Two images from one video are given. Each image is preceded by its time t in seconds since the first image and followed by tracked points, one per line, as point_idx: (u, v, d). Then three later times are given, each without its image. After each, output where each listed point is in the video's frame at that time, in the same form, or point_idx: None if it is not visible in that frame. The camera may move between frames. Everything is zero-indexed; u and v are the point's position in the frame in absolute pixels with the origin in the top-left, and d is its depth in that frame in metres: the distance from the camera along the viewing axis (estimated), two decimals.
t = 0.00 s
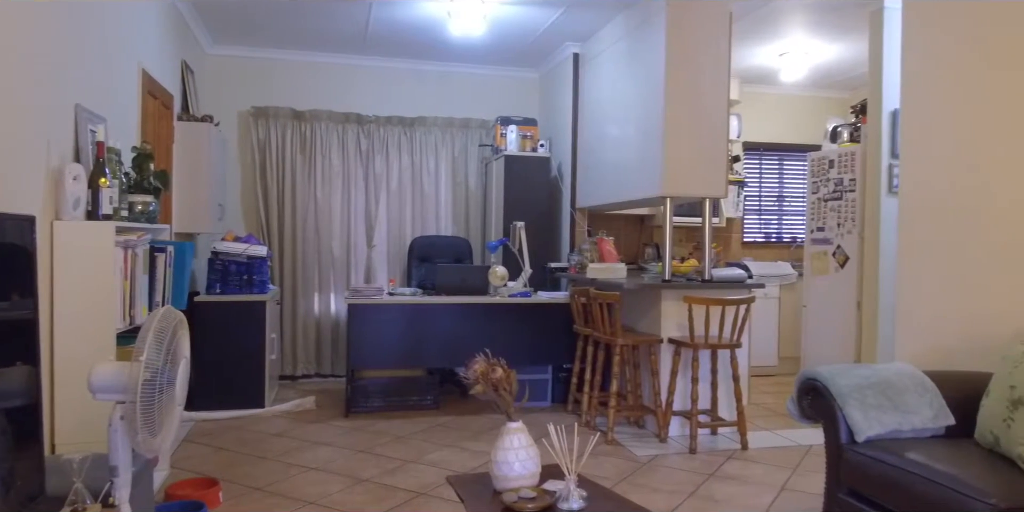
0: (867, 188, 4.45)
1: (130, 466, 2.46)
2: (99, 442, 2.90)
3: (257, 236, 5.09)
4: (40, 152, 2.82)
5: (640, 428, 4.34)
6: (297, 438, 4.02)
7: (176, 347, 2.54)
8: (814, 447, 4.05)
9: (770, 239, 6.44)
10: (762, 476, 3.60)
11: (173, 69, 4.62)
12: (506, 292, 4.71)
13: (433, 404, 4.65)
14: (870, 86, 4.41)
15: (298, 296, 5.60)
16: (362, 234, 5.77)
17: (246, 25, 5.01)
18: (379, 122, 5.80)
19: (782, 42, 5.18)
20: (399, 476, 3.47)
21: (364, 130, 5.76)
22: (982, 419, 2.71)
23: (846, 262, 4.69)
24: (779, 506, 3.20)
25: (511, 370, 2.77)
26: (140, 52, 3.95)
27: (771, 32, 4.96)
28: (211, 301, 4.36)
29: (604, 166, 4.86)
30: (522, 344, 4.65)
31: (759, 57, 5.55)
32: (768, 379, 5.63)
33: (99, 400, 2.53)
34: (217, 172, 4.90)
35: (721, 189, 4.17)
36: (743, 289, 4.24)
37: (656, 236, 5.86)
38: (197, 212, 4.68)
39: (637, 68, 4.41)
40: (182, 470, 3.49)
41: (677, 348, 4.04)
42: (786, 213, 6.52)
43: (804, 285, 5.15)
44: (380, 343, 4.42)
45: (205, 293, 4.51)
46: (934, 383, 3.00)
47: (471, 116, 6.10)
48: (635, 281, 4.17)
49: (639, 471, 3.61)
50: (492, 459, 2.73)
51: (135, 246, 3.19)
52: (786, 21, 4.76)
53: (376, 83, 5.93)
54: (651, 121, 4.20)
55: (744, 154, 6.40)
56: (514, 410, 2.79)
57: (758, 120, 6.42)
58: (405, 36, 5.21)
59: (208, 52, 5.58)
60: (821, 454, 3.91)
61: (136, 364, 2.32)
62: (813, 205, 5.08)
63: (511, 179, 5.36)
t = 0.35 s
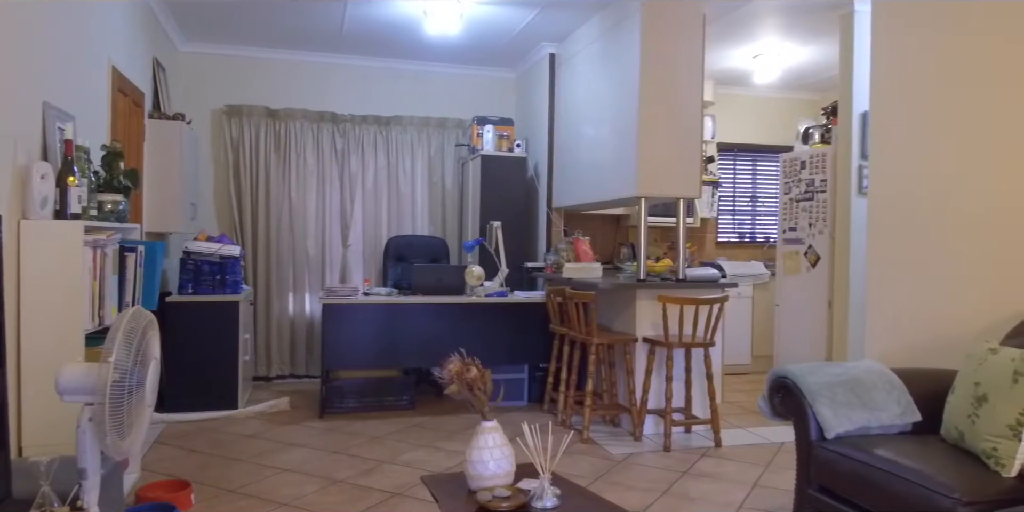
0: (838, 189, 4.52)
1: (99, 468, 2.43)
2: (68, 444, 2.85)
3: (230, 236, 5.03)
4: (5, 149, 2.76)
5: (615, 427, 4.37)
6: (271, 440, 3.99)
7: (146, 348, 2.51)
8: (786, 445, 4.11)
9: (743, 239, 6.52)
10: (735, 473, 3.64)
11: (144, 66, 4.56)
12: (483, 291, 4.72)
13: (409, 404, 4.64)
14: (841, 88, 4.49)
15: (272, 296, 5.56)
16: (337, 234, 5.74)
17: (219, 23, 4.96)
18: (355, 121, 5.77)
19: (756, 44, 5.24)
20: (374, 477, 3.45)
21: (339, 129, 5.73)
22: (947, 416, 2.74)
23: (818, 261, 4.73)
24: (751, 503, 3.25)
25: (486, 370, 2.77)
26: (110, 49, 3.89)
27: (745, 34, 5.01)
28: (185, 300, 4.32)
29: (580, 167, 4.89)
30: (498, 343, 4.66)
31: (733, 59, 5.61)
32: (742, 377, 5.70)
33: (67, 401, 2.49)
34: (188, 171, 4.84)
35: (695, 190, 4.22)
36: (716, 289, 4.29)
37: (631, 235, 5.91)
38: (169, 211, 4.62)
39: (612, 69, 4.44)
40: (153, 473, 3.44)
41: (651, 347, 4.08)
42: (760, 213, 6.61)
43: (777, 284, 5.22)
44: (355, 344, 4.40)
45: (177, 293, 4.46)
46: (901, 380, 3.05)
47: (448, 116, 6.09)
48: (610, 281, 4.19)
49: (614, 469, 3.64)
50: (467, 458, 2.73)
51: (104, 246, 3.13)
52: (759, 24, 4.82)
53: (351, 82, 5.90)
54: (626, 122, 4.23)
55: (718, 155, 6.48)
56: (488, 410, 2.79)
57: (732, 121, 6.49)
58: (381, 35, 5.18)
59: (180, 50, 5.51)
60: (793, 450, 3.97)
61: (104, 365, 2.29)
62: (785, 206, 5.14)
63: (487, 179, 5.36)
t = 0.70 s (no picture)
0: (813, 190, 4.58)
1: (70, 471, 2.40)
2: (38, 447, 2.81)
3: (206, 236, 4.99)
4: None
5: (593, 426, 4.39)
6: (247, 441, 3.95)
7: (119, 349, 2.48)
8: (762, 443, 4.16)
9: (720, 240, 6.59)
10: (711, 471, 3.67)
11: (117, 64, 4.50)
12: (462, 291, 4.72)
13: (387, 405, 4.63)
14: (816, 90, 4.54)
15: (248, 296, 5.51)
16: (315, 234, 5.71)
17: (194, 21, 4.91)
18: (333, 121, 5.74)
19: (732, 46, 5.30)
20: (351, 478, 3.44)
21: (316, 128, 5.70)
22: (917, 413, 2.80)
23: (793, 262, 4.81)
24: (726, 500, 3.28)
25: (463, 370, 2.77)
26: (82, 46, 3.83)
27: (722, 36, 5.06)
28: (160, 300, 4.27)
29: (559, 167, 4.91)
30: (477, 344, 4.66)
31: (710, 61, 5.66)
32: (718, 376, 5.76)
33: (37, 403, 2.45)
34: (163, 171, 4.79)
35: (672, 191, 4.25)
36: (693, 288, 4.32)
37: (610, 236, 5.94)
38: (143, 212, 4.57)
39: (590, 70, 4.47)
40: (126, 476, 3.40)
41: (629, 346, 4.10)
42: (736, 213, 6.68)
43: (753, 284, 5.28)
44: (333, 344, 4.38)
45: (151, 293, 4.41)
46: (873, 378, 3.10)
47: (426, 115, 6.08)
48: (588, 281, 4.22)
49: (592, 468, 3.66)
50: (444, 458, 2.73)
51: (76, 246, 3.08)
52: (735, 27, 4.87)
53: (330, 82, 5.86)
54: (605, 123, 4.25)
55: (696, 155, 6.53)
56: (466, 410, 2.79)
57: (709, 123, 6.54)
58: (359, 34, 5.16)
59: (154, 48, 5.45)
60: (768, 448, 4.02)
61: (75, 367, 2.26)
62: (761, 206, 5.21)
63: (466, 179, 5.36)
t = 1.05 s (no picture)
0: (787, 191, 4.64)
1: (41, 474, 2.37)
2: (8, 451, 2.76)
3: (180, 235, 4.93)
4: None
5: (572, 425, 4.41)
6: (223, 443, 3.92)
7: (91, 350, 2.45)
8: (738, 440, 4.20)
9: (697, 240, 6.65)
10: (688, 469, 3.71)
11: (90, 61, 4.44)
12: (440, 291, 4.71)
13: (365, 406, 4.61)
14: (791, 92, 4.62)
15: (224, 297, 5.46)
16: (292, 233, 5.67)
17: (168, 18, 4.85)
18: (310, 119, 5.71)
19: (709, 48, 5.35)
20: (328, 479, 3.42)
21: (293, 127, 5.66)
22: (888, 410, 2.85)
23: (768, 261, 4.87)
24: (702, 498, 3.31)
25: (440, 370, 2.76)
26: (53, 43, 3.77)
27: (699, 37, 5.10)
28: (134, 300, 4.23)
29: (537, 167, 4.92)
30: (455, 344, 4.66)
31: (687, 62, 5.71)
32: (695, 375, 5.81)
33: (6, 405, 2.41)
34: (136, 169, 4.73)
35: (650, 191, 4.28)
36: (670, 288, 4.36)
37: (588, 235, 5.97)
38: (115, 211, 4.51)
39: (568, 71, 4.49)
40: (99, 478, 3.35)
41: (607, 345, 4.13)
42: (713, 214, 6.74)
43: (729, 283, 5.33)
44: (310, 345, 4.35)
45: (124, 293, 4.36)
46: (846, 376, 3.14)
47: (405, 115, 6.06)
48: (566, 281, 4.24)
49: (570, 467, 3.67)
50: (421, 458, 2.73)
51: (47, 246, 3.03)
52: (712, 28, 4.92)
53: (307, 80, 5.83)
54: (582, 123, 4.27)
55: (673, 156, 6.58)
56: (443, 409, 2.78)
57: (686, 124, 6.60)
58: (336, 32, 5.13)
59: (127, 45, 5.38)
60: (743, 446, 4.07)
61: (46, 368, 2.23)
62: (737, 206, 5.26)
63: (444, 179, 5.35)
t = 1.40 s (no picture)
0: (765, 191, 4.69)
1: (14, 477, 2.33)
2: None
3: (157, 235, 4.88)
4: None
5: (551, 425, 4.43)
6: (200, 445, 3.88)
7: (65, 352, 2.42)
8: (716, 439, 4.24)
9: (677, 240, 6.70)
10: (666, 467, 3.74)
11: (64, 59, 4.38)
12: (420, 292, 4.71)
13: (345, 407, 4.60)
14: (768, 94, 4.67)
15: (201, 297, 5.42)
16: (270, 233, 5.63)
17: (144, 15, 4.80)
18: (288, 118, 5.67)
19: (687, 50, 5.39)
20: (307, 480, 3.41)
21: (272, 126, 5.62)
22: (862, 407, 2.90)
23: (745, 261, 4.92)
24: (680, 496, 3.34)
25: (419, 370, 2.76)
26: (27, 40, 3.72)
27: (677, 39, 5.14)
28: (110, 301, 4.17)
29: (517, 167, 4.93)
30: (436, 344, 4.66)
31: (666, 64, 5.75)
32: (674, 374, 5.86)
33: None
34: (111, 169, 4.68)
35: (629, 192, 4.31)
36: (649, 288, 4.39)
37: (569, 235, 5.99)
38: (90, 211, 4.46)
39: (548, 71, 4.51)
40: (73, 481, 3.31)
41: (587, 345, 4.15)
42: (692, 214, 6.80)
43: (707, 283, 5.38)
44: (289, 345, 4.33)
45: (99, 294, 4.30)
46: (820, 374, 3.18)
47: (385, 115, 6.05)
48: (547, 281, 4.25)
49: (550, 466, 3.69)
50: (400, 459, 2.72)
51: (20, 246, 2.99)
52: (690, 30, 4.96)
53: (285, 79, 5.79)
54: (562, 123, 4.29)
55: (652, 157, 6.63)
56: (422, 409, 2.78)
57: (666, 125, 6.65)
58: (315, 31, 5.11)
59: (103, 43, 5.31)
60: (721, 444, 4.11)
61: (18, 369, 2.20)
62: (715, 207, 5.31)
63: (424, 179, 5.35)
